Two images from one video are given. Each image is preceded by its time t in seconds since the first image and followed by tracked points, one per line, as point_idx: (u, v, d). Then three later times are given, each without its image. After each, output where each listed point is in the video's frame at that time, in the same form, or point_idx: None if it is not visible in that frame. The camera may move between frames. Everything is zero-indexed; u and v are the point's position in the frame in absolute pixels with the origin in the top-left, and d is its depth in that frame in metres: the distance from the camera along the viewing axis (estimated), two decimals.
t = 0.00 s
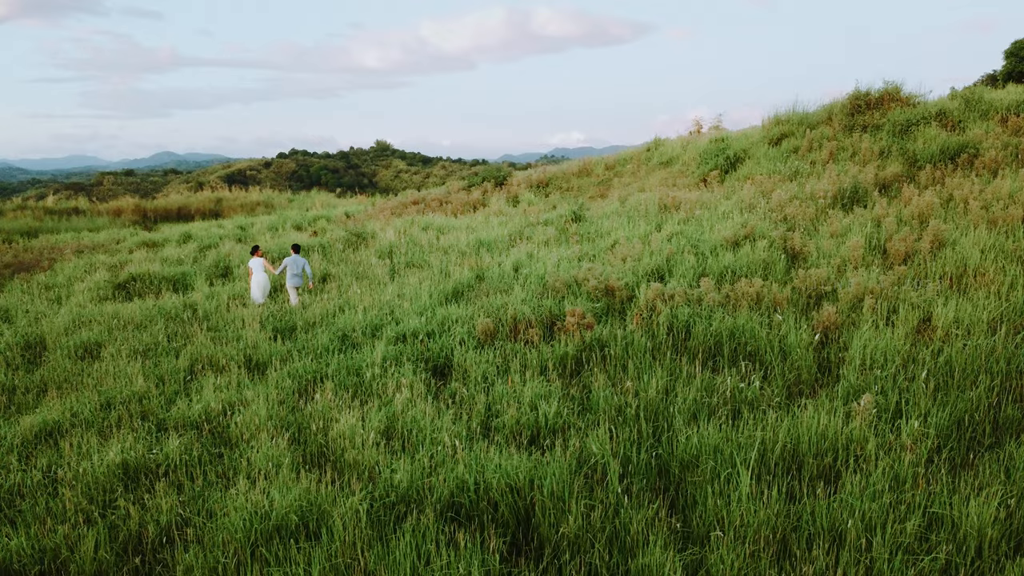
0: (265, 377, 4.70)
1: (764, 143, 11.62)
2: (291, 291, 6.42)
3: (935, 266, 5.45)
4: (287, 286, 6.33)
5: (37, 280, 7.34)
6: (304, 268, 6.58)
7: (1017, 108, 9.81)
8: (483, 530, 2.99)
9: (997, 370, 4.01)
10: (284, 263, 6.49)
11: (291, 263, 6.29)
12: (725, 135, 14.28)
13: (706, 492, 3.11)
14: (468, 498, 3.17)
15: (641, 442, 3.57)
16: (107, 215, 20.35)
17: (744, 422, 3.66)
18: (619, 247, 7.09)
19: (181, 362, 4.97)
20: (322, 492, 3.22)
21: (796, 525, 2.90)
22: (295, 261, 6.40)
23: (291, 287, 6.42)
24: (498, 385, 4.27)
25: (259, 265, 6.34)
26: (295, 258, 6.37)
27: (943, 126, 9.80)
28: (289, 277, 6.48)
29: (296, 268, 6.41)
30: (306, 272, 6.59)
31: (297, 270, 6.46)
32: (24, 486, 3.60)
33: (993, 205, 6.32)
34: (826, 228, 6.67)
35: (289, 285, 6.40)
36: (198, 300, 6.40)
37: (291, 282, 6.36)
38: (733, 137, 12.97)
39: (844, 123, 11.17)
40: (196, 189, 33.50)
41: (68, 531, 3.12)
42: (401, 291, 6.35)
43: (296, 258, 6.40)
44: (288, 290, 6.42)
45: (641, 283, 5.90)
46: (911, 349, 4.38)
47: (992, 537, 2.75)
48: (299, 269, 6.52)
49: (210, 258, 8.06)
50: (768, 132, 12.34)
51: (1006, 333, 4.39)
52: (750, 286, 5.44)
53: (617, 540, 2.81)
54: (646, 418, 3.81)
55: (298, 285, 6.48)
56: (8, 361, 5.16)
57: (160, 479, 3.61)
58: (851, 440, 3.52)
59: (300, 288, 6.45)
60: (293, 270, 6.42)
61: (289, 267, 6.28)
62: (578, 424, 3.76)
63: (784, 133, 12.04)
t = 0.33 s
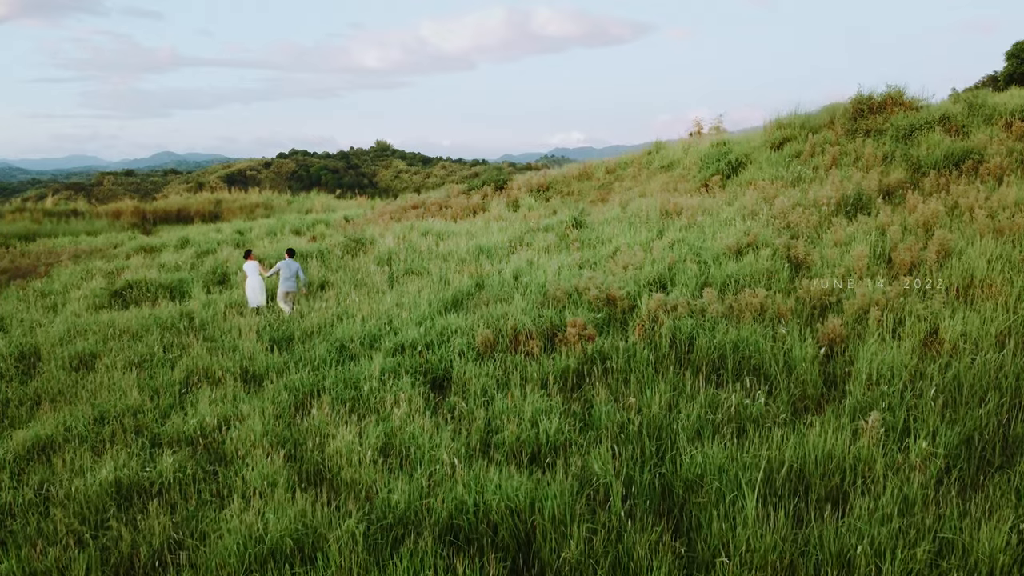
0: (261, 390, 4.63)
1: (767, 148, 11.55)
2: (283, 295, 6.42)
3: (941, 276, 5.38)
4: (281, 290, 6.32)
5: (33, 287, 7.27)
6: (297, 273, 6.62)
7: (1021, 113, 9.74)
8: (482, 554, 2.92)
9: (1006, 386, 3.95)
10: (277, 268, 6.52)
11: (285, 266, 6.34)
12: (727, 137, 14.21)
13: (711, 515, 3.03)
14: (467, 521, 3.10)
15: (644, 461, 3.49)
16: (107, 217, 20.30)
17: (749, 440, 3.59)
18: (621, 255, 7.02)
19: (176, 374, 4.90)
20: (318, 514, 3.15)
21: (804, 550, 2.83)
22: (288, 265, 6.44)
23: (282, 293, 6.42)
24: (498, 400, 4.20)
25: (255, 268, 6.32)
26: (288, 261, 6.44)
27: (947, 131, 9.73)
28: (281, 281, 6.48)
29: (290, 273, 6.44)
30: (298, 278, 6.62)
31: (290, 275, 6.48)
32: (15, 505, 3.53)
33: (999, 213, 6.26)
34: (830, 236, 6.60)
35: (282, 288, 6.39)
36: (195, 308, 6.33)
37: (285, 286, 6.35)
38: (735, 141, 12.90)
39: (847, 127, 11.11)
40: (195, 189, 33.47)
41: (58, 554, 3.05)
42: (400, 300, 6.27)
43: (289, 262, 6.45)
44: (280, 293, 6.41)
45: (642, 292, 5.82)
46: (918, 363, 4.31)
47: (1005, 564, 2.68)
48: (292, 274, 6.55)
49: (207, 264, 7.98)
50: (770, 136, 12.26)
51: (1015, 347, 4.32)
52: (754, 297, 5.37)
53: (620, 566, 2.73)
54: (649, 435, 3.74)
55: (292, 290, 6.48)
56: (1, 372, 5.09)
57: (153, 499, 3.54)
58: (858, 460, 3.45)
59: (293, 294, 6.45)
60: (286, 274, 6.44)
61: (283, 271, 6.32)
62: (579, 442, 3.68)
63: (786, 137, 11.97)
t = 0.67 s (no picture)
0: (256, 408, 4.53)
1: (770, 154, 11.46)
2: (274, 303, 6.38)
3: (950, 291, 5.30)
4: (273, 299, 6.26)
5: (28, 296, 7.17)
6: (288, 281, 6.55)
7: None
8: None
9: (1019, 409, 3.85)
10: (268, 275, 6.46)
11: (276, 275, 6.23)
12: (729, 142, 14.11)
13: (718, 547, 2.93)
14: (466, 552, 3.00)
15: (649, 488, 3.39)
16: (106, 220, 20.23)
17: (756, 466, 3.49)
18: (623, 265, 6.91)
19: (170, 391, 4.80)
20: (312, 546, 3.05)
21: None
22: (279, 273, 6.35)
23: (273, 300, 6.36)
24: (498, 420, 4.09)
25: (246, 277, 6.41)
26: (279, 269, 6.35)
27: (952, 137, 9.64)
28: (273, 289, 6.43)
29: (280, 280, 6.31)
30: (289, 285, 6.55)
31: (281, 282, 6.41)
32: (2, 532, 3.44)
33: (1007, 225, 6.17)
34: (836, 247, 6.51)
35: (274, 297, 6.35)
36: (190, 320, 6.22)
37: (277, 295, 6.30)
38: (737, 146, 12.80)
39: (850, 132, 11.01)
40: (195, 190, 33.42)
41: None
42: (398, 312, 6.18)
43: (280, 270, 6.36)
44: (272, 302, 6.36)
45: (645, 305, 5.73)
46: (928, 383, 4.22)
47: None
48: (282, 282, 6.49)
49: (204, 273, 7.88)
50: (773, 142, 12.16)
51: None
52: (759, 311, 5.28)
53: None
54: (653, 459, 3.64)
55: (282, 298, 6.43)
56: None
57: (144, 526, 3.44)
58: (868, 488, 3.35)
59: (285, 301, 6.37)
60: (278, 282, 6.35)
61: (274, 280, 6.23)
62: (581, 466, 3.58)
63: (789, 142, 11.88)
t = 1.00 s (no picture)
0: (249, 432, 4.40)
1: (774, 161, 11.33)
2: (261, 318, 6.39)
3: (963, 310, 5.18)
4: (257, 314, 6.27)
5: (21, 308, 7.04)
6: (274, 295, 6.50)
7: None
8: None
9: None
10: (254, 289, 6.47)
11: (259, 291, 6.23)
12: (732, 147, 13.99)
13: None
14: None
15: (655, 525, 3.25)
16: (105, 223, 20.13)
17: (766, 501, 3.35)
18: (627, 278, 6.78)
19: (162, 413, 4.66)
20: None
21: None
22: (264, 288, 6.36)
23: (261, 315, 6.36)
24: (498, 447, 3.95)
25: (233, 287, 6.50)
26: (264, 284, 6.35)
27: (960, 146, 9.51)
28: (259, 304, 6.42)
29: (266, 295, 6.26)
30: (275, 299, 6.54)
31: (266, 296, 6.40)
32: None
33: (1020, 240, 6.05)
34: (844, 261, 6.39)
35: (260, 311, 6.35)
36: (185, 335, 6.09)
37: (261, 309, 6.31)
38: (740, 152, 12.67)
39: (856, 140, 10.89)
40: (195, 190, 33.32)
41: None
42: (397, 327, 6.05)
43: (265, 285, 6.36)
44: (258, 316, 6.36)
45: (649, 322, 5.60)
46: (943, 410, 4.10)
47: None
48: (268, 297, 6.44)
49: (200, 284, 7.75)
50: (777, 149, 12.04)
51: None
52: (767, 331, 5.17)
53: None
54: (660, 492, 3.50)
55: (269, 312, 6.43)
56: None
57: (131, 562, 3.30)
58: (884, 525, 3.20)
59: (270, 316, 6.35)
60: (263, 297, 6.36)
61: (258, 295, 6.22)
62: (585, 500, 3.45)
63: (794, 149, 11.75)
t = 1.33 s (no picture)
0: (243, 459, 4.25)
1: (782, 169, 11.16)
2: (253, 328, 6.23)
3: (982, 331, 5.03)
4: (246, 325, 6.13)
5: (13, 321, 6.89)
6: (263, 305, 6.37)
7: None
8: None
9: None
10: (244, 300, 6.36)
11: (246, 302, 6.11)
12: (737, 153, 13.84)
13: None
14: None
15: (666, 569, 3.09)
16: (106, 226, 20.01)
17: (782, 543, 3.19)
18: (632, 293, 6.61)
19: (152, 438, 4.51)
20: None
21: None
22: (252, 298, 6.23)
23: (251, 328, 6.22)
24: (500, 479, 3.79)
25: (223, 299, 6.39)
26: (252, 294, 6.22)
27: (972, 154, 9.34)
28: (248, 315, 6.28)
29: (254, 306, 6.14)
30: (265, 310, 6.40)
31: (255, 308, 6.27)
32: None
33: None
34: (856, 278, 6.29)
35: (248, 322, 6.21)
36: (179, 352, 5.94)
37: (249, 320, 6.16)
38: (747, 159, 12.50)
39: (865, 148, 10.74)
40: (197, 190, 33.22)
41: None
42: (397, 344, 5.89)
43: (254, 295, 6.23)
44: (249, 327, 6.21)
45: (656, 342, 5.43)
46: (963, 441, 3.95)
47: None
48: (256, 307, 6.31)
49: (197, 296, 7.60)
50: (784, 156, 11.87)
51: None
52: (778, 353, 5.03)
53: None
54: (669, 531, 3.34)
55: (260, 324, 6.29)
56: None
57: None
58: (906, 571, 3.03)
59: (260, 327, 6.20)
60: (251, 308, 6.22)
61: (245, 305, 6.10)
62: (591, 540, 3.29)
63: (802, 157, 11.60)
